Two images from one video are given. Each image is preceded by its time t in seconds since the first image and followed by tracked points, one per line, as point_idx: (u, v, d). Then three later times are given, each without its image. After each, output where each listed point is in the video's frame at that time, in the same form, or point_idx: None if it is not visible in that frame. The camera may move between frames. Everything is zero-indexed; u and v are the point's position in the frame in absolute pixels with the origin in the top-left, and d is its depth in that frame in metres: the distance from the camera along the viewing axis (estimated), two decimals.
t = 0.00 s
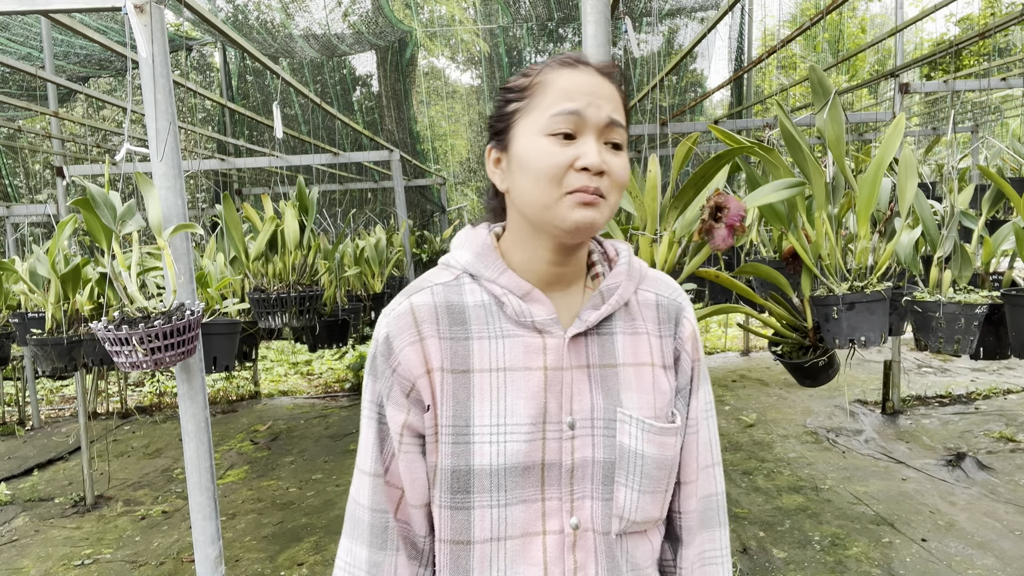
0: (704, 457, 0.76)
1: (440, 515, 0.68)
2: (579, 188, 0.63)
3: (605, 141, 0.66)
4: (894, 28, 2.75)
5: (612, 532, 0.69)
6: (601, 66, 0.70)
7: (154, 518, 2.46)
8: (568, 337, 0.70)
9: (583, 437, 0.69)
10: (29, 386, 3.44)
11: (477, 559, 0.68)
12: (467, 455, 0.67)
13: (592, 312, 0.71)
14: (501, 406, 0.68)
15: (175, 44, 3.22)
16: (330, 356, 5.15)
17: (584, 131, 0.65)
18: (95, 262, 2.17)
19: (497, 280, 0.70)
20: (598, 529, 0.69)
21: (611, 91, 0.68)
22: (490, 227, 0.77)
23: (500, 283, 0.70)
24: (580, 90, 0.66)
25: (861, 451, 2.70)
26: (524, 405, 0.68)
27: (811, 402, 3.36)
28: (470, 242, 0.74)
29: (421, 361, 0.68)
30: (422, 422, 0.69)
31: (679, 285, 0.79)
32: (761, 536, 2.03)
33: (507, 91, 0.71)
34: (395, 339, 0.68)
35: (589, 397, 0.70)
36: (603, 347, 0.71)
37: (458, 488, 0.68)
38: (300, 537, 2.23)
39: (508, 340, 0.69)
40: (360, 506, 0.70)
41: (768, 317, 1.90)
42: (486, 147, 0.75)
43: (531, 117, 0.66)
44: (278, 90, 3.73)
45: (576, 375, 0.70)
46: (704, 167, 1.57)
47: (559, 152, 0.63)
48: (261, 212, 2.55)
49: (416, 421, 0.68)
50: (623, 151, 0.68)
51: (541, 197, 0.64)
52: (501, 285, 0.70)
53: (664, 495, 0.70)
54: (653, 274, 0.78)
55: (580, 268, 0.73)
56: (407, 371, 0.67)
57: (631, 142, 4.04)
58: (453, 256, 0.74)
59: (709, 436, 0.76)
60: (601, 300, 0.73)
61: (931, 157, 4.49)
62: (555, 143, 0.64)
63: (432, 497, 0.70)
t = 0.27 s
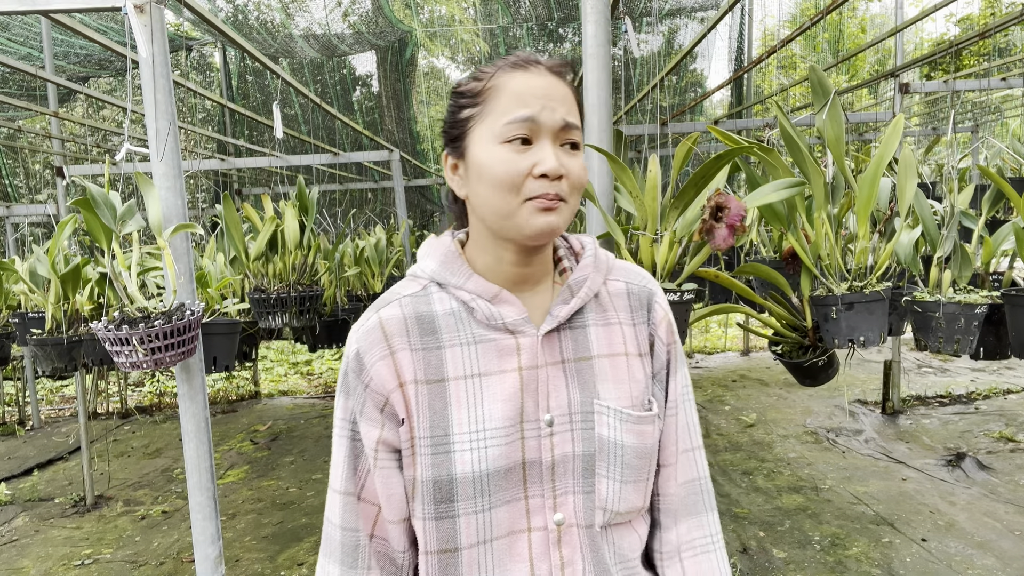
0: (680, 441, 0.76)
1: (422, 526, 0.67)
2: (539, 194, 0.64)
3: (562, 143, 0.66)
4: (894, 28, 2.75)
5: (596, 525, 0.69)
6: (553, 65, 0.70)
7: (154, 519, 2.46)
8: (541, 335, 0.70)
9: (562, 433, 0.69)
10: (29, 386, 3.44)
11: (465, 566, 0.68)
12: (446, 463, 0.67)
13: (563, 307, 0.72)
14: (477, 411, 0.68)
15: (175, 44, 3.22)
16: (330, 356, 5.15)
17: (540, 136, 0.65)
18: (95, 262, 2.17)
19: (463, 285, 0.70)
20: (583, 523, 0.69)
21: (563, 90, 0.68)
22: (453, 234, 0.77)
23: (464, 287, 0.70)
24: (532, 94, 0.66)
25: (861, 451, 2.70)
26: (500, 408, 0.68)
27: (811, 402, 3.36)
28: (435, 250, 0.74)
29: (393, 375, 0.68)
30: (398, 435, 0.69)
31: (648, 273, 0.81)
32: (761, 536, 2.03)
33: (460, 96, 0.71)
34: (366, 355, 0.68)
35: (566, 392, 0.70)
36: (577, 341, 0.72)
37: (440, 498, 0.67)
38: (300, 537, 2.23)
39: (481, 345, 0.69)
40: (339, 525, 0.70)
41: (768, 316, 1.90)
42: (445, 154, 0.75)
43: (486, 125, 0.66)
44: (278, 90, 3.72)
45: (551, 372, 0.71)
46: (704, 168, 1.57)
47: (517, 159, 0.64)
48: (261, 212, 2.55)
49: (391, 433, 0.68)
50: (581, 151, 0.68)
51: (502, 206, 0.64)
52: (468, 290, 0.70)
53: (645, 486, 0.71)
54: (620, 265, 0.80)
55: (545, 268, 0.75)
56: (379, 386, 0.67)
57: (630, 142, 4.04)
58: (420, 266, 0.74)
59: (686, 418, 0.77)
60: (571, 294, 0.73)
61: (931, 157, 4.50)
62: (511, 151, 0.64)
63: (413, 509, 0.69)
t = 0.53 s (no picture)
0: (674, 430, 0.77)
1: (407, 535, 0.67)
2: (505, 190, 0.63)
3: (526, 137, 0.66)
4: (894, 28, 2.75)
5: (584, 528, 0.69)
6: (516, 61, 0.70)
7: (154, 518, 2.47)
8: (523, 340, 0.70)
9: (548, 438, 0.69)
10: (29, 386, 3.44)
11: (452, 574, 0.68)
12: (430, 472, 0.67)
13: (545, 310, 0.72)
14: (459, 420, 0.68)
15: (175, 44, 3.22)
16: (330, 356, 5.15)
17: (501, 132, 0.65)
18: (95, 262, 2.18)
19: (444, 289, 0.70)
20: (572, 527, 0.68)
21: (527, 85, 0.68)
22: (431, 239, 0.78)
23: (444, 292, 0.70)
24: (491, 91, 0.66)
25: (861, 451, 2.70)
26: (482, 416, 0.68)
27: (811, 402, 3.36)
28: (413, 256, 0.73)
29: (373, 385, 0.68)
30: (378, 445, 0.69)
31: (630, 266, 0.82)
32: (761, 536, 2.03)
33: (429, 105, 0.72)
34: (345, 364, 0.68)
35: (551, 396, 0.70)
36: (560, 344, 0.72)
37: (425, 508, 0.67)
38: (300, 537, 2.23)
39: (462, 353, 0.69)
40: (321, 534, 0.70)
41: (769, 317, 1.90)
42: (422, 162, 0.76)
43: (449, 127, 0.67)
44: (278, 90, 3.72)
45: (536, 377, 0.70)
46: (704, 167, 1.57)
47: (479, 158, 0.64)
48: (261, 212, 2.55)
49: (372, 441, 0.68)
50: (550, 143, 0.68)
51: (467, 206, 0.64)
52: (448, 297, 0.70)
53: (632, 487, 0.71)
54: (602, 261, 0.80)
55: (525, 271, 0.75)
56: (359, 395, 0.68)
57: (630, 142, 4.04)
58: (400, 272, 0.74)
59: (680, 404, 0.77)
60: (552, 296, 0.73)
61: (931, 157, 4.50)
62: (473, 150, 0.64)
63: (397, 518, 0.69)
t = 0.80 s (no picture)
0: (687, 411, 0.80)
1: (404, 531, 0.67)
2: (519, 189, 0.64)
3: (544, 139, 0.66)
4: (894, 28, 2.75)
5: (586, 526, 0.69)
6: (537, 62, 0.70)
7: (154, 518, 2.46)
8: (523, 338, 0.70)
9: (550, 437, 0.69)
10: (29, 386, 3.44)
11: (452, 570, 0.68)
12: (430, 469, 0.67)
13: (545, 309, 0.72)
14: (457, 418, 0.68)
15: (175, 44, 3.22)
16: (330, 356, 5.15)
17: (520, 131, 0.65)
18: (95, 262, 2.18)
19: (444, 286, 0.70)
20: (573, 525, 0.69)
21: (547, 86, 0.68)
22: (433, 235, 0.77)
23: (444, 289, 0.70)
24: (513, 89, 0.66)
25: (861, 451, 2.70)
26: (481, 415, 0.68)
27: (811, 402, 3.36)
28: (414, 253, 0.73)
29: (368, 381, 0.67)
30: (370, 441, 0.69)
31: (634, 259, 0.82)
32: (761, 536, 2.03)
33: (444, 95, 0.72)
34: (341, 358, 0.68)
35: (552, 394, 0.70)
36: (560, 343, 0.72)
37: (426, 503, 0.68)
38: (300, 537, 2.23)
39: (459, 350, 0.69)
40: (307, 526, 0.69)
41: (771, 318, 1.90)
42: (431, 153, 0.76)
43: (465, 121, 0.67)
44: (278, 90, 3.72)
45: (537, 375, 0.70)
46: (702, 167, 1.57)
47: (495, 155, 0.64)
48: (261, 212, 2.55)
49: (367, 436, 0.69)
50: (564, 147, 0.69)
51: (479, 202, 0.65)
52: (447, 295, 0.70)
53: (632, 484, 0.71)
54: (603, 257, 0.81)
55: (527, 270, 0.75)
56: (354, 391, 0.67)
57: (630, 142, 4.04)
58: (398, 269, 0.73)
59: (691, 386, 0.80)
60: (552, 295, 0.74)
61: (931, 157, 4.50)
62: (489, 147, 0.64)
63: (390, 514, 0.69)
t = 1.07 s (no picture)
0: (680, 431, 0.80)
1: (409, 528, 0.68)
2: (524, 189, 0.63)
3: (548, 139, 0.66)
4: (894, 28, 2.75)
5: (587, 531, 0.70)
6: (540, 65, 0.70)
7: (154, 519, 2.46)
8: (526, 343, 0.70)
9: (550, 442, 0.69)
10: (29, 386, 3.44)
11: (459, 566, 0.69)
12: (433, 468, 0.68)
13: (550, 316, 0.72)
14: (461, 417, 0.68)
15: (175, 44, 3.22)
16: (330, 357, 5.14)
17: (523, 133, 0.65)
18: (95, 262, 2.18)
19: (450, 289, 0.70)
20: (574, 529, 0.69)
21: (551, 87, 0.68)
22: (443, 236, 0.77)
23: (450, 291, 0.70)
24: (515, 91, 0.66)
25: (861, 451, 2.70)
26: (483, 416, 0.68)
27: (811, 402, 3.36)
28: (423, 253, 0.74)
29: (375, 379, 0.68)
30: (377, 438, 0.69)
31: (642, 276, 0.83)
32: (761, 536, 2.03)
33: (450, 103, 0.72)
34: (348, 355, 0.68)
35: (554, 401, 0.70)
36: (564, 350, 0.72)
37: (430, 499, 0.68)
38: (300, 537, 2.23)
39: (464, 352, 0.69)
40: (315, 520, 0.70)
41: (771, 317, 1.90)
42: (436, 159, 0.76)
43: (470, 124, 0.67)
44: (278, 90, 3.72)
45: (539, 380, 0.70)
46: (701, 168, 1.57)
47: (500, 156, 0.64)
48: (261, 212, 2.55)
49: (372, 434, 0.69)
50: (569, 147, 0.68)
51: (483, 204, 0.64)
52: (453, 296, 0.70)
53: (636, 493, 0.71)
54: (615, 270, 0.81)
55: (533, 274, 0.75)
56: (361, 388, 0.68)
57: (630, 142, 4.04)
58: (408, 268, 0.74)
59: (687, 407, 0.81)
60: (558, 302, 0.73)
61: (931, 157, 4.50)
62: (494, 148, 0.64)
63: (395, 510, 0.69)
